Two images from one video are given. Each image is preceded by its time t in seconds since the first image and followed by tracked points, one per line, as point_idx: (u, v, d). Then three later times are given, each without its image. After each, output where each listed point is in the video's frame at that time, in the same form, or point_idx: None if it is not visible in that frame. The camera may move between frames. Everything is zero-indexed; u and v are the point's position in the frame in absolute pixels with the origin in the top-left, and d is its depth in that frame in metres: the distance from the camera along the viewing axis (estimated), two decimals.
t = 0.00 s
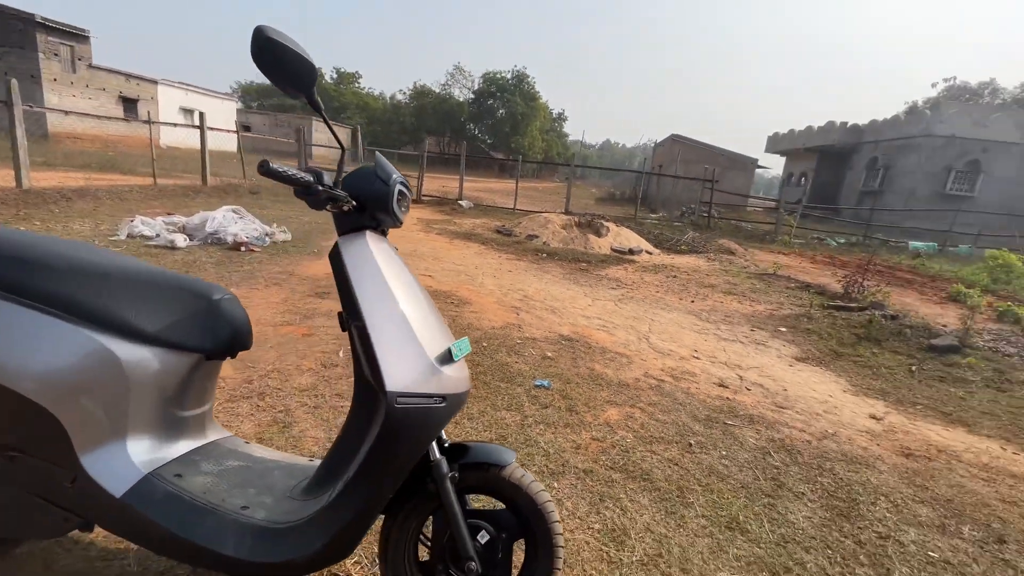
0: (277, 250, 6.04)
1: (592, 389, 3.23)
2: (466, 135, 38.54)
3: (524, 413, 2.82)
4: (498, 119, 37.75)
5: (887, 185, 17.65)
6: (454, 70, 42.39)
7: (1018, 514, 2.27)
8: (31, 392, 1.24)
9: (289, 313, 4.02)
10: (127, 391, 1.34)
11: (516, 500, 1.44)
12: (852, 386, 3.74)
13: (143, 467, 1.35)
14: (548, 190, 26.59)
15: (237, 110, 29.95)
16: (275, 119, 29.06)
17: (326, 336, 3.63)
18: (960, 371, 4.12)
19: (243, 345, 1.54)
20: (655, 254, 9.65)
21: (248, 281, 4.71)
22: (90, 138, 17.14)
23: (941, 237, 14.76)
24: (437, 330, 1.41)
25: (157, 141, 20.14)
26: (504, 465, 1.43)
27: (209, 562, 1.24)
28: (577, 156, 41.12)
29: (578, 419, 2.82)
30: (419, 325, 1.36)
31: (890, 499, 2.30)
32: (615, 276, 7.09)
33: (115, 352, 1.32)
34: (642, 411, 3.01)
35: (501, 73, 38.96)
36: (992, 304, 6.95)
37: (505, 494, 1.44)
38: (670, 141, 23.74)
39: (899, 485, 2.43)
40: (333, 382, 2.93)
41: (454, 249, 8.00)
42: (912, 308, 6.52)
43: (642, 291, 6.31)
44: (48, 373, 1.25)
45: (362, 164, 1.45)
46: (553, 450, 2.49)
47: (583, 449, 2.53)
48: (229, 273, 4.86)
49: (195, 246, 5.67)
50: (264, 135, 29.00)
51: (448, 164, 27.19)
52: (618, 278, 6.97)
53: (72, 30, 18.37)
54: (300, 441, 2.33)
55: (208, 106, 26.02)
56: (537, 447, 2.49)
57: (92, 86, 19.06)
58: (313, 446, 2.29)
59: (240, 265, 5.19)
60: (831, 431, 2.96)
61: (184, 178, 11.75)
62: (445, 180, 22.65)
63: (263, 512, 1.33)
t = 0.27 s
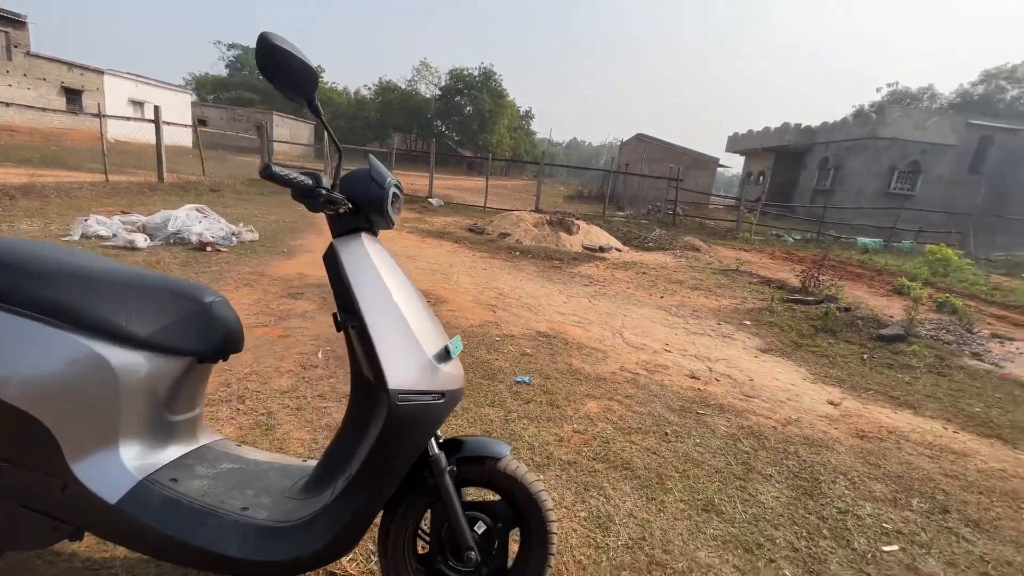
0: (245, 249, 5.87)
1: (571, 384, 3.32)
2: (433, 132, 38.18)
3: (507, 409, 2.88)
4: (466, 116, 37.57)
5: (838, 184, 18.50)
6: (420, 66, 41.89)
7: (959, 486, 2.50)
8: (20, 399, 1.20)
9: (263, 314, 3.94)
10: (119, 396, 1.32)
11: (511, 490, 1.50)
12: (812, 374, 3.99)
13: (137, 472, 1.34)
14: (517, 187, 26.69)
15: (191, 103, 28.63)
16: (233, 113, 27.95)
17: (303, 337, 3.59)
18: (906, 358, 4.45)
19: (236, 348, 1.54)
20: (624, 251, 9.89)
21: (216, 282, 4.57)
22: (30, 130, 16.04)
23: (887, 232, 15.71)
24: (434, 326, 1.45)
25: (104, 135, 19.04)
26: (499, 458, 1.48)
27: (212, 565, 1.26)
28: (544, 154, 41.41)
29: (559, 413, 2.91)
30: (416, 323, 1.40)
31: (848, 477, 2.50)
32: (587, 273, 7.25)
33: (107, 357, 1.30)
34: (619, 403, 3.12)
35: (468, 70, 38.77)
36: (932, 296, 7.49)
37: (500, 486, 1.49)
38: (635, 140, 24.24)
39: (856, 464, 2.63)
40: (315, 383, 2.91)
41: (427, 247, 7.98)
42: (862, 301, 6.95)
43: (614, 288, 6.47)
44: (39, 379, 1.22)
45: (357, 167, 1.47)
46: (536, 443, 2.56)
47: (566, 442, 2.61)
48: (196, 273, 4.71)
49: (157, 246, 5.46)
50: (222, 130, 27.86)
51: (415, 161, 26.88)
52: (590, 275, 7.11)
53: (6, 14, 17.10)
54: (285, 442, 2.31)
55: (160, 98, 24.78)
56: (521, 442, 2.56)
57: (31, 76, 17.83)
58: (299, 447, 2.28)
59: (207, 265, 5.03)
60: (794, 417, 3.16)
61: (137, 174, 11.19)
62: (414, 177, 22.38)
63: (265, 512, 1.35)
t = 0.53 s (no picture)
0: (216, 250, 5.73)
1: (553, 379, 3.43)
2: (403, 129, 37.71)
3: (493, 405, 2.96)
4: (436, 114, 37.27)
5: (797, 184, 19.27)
6: (388, 62, 41.30)
7: (909, 465, 2.73)
8: (22, 405, 1.18)
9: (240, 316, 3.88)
10: (120, 399, 1.33)
11: (508, 481, 1.58)
12: (777, 365, 4.22)
13: (140, 475, 1.35)
14: (489, 186, 26.70)
15: (147, 96, 27.35)
16: (192, 107, 26.85)
17: (284, 338, 3.56)
18: (862, 348, 4.76)
19: (234, 350, 1.55)
20: (597, 249, 10.10)
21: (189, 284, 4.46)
22: None
23: (843, 229, 16.54)
24: (434, 325, 1.51)
25: (51, 128, 17.99)
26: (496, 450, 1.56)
27: (222, 562, 1.29)
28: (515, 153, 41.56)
29: (543, 407, 3.00)
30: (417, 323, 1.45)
31: (812, 460, 2.69)
32: (562, 271, 7.38)
33: (107, 361, 1.30)
34: (600, 396, 3.24)
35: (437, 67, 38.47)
36: (884, 290, 7.98)
37: (498, 477, 1.57)
38: (605, 140, 24.63)
39: (819, 447, 2.84)
40: (300, 384, 2.91)
41: (402, 247, 7.94)
42: (821, 296, 7.36)
43: (589, 286, 6.63)
44: (39, 385, 1.20)
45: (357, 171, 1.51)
46: (523, 438, 2.64)
47: (551, 435, 2.71)
48: (167, 275, 4.57)
49: (122, 247, 5.27)
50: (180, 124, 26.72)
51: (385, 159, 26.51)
52: (566, 273, 7.25)
53: None
54: (275, 443, 2.32)
55: (112, 91, 23.56)
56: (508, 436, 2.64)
57: None
58: (289, 447, 2.29)
59: (177, 266, 4.89)
60: (763, 405, 3.36)
61: (92, 171, 10.67)
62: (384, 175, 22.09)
63: (272, 509, 1.38)
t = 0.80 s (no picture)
0: (187, 249, 5.57)
1: (536, 374, 3.52)
2: (373, 126, 37.09)
3: (480, 400, 3.02)
4: (407, 111, 36.84)
5: (761, 183, 19.97)
6: (357, 57, 40.53)
7: (868, 446, 2.95)
8: (22, 404, 1.19)
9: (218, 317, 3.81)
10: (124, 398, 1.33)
11: (505, 468, 1.65)
12: (747, 357, 4.44)
13: (146, 472, 1.36)
14: (462, 184, 26.62)
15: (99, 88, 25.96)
16: (149, 101, 25.67)
17: (266, 339, 3.53)
18: (824, 340, 5.04)
19: (235, 348, 1.57)
20: (572, 247, 10.26)
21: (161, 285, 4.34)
22: None
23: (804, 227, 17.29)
24: (434, 320, 1.57)
25: None
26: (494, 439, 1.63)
27: (234, 554, 1.32)
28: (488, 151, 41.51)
29: (529, 401, 3.09)
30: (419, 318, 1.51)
31: (782, 443, 2.87)
32: (540, 269, 7.49)
33: (113, 360, 1.31)
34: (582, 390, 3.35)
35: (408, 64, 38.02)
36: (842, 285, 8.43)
37: (497, 464, 1.64)
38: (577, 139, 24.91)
39: (787, 432, 3.03)
40: (286, 383, 2.91)
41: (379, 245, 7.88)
42: (786, 291, 7.71)
43: (567, 283, 6.75)
44: (42, 384, 1.20)
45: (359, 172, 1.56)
46: (510, 431, 2.73)
47: (538, 428, 2.80)
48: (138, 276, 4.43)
49: (86, 247, 5.07)
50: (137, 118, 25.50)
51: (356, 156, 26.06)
52: (543, 271, 7.36)
53: None
54: (266, 442, 2.33)
55: (61, 82, 22.27)
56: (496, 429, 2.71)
57: None
58: (281, 445, 2.30)
59: (147, 267, 4.74)
60: (735, 395, 3.54)
61: (44, 167, 10.11)
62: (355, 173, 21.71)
63: (281, 500, 1.42)
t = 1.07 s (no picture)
0: (158, 248, 5.41)
1: (522, 367, 3.60)
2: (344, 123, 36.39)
3: (469, 393, 3.08)
4: (379, 107, 36.31)
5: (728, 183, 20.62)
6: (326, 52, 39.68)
7: (833, 427, 3.15)
8: (26, 399, 1.18)
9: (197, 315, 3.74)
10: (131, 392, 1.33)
11: (504, 453, 1.72)
12: (721, 348, 4.64)
13: (155, 464, 1.37)
14: (436, 182, 26.46)
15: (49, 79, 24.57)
16: (104, 94, 24.45)
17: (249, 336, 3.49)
18: (790, 331, 5.31)
19: (236, 341, 1.59)
20: (549, 245, 10.39)
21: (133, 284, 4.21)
22: None
23: (769, 225, 17.95)
24: (435, 310, 1.63)
25: None
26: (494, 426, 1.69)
27: (245, 541, 1.35)
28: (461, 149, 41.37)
29: (516, 393, 3.17)
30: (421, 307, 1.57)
31: (756, 427, 3.05)
32: (519, 266, 7.57)
33: (120, 353, 1.31)
34: (567, 381, 3.46)
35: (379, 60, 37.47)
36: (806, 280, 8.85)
37: (496, 450, 1.70)
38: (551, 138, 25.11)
39: (760, 416, 3.21)
40: (274, 380, 2.89)
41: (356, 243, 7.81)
42: (754, 285, 8.04)
43: (546, 279, 6.86)
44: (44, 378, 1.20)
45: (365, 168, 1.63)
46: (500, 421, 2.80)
47: (527, 418, 2.88)
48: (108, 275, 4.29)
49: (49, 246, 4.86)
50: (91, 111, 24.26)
51: (327, 153, 25.54)
52: (522, 268, 7.45)
53: None
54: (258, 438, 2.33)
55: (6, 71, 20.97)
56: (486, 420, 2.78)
57: None
58: (274, 440, 2.31)
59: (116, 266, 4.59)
60: (711, 384, 3.71)
61: None
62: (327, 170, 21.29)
63: (290, 488, 1.47)
